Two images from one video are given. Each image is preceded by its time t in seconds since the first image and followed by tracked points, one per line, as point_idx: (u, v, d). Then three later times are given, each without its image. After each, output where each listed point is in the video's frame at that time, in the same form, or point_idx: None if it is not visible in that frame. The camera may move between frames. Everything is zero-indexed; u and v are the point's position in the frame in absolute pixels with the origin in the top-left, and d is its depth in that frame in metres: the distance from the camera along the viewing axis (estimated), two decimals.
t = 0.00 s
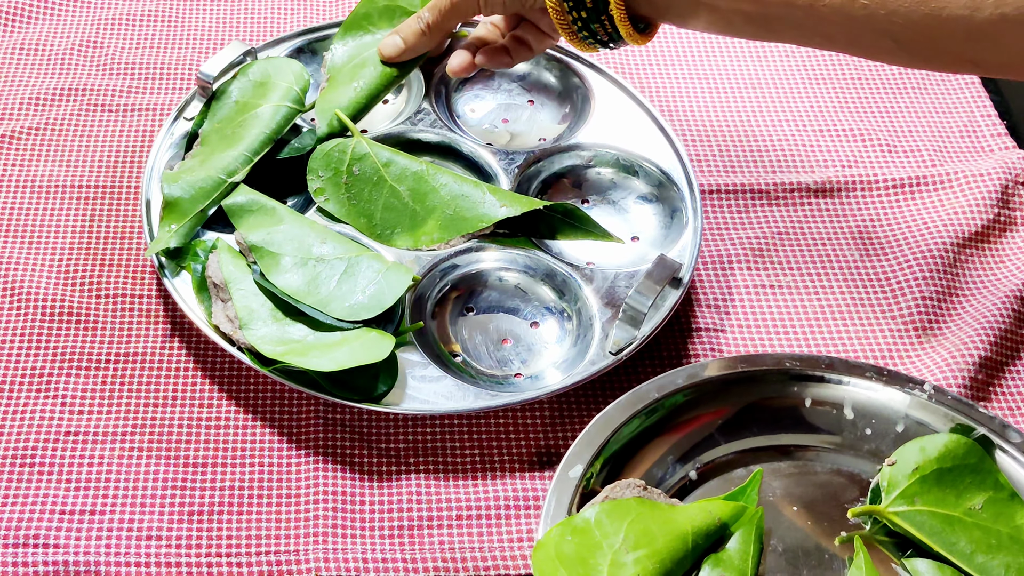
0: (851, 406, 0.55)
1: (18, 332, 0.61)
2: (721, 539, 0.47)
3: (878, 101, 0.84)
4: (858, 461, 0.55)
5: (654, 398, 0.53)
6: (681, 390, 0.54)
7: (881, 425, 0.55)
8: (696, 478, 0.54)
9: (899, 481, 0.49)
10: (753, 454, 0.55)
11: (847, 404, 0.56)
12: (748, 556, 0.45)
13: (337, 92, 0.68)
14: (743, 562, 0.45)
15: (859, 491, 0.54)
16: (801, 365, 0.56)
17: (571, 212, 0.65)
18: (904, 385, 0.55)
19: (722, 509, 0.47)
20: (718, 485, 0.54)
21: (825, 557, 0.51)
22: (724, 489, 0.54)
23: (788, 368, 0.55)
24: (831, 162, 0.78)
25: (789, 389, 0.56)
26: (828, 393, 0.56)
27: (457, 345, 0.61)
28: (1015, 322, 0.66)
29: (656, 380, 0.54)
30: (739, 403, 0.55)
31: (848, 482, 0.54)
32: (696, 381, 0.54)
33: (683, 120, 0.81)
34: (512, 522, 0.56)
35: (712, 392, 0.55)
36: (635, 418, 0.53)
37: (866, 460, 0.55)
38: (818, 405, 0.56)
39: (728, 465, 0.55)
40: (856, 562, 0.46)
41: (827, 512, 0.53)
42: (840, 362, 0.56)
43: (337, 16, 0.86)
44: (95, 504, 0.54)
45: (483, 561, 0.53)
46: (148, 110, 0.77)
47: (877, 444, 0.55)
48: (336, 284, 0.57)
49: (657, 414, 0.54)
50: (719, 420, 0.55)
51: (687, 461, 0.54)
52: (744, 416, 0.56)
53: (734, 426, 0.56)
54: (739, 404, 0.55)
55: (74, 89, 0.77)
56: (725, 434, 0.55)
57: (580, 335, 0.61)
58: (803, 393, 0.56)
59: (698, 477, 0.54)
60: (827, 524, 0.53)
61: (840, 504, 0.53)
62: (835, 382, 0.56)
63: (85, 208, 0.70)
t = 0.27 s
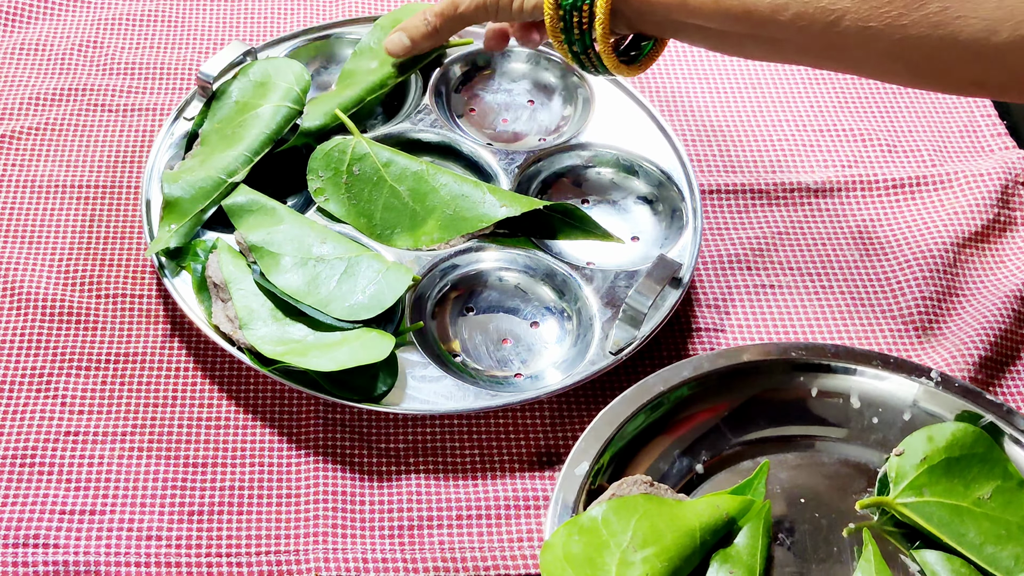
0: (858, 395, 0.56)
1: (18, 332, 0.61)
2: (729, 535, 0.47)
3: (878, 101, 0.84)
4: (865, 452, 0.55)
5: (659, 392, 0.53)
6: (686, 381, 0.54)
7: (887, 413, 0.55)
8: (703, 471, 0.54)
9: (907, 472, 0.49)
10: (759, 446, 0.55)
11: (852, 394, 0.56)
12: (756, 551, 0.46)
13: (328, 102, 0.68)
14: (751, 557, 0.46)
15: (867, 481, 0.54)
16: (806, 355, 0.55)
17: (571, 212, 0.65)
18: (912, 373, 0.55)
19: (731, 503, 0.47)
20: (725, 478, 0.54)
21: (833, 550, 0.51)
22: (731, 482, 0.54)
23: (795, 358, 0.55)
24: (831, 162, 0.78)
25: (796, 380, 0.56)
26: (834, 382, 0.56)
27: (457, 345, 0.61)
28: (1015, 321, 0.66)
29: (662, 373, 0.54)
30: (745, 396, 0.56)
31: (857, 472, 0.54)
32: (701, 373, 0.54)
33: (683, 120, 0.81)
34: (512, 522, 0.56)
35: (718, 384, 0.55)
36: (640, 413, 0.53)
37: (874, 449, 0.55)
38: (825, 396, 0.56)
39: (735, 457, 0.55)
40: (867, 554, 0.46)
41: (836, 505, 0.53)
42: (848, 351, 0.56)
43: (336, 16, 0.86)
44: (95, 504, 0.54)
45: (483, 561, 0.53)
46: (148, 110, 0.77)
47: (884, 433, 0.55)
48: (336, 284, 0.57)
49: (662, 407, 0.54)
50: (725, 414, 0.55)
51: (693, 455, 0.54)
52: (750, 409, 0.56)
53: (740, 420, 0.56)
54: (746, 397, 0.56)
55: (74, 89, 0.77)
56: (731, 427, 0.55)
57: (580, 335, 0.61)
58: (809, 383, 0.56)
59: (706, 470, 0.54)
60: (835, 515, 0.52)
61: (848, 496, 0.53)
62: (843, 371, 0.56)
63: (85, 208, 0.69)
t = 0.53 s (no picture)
0: (861, 406, 0.55)
1: (18, 332, 0.61)
2: (731, 541, 0.46)
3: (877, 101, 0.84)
4: (866, 462, 0.55)
5: (665, 396, 0.53)
6: (693, 389, 0.54)
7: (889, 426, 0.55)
8: (706, 477, 0.54)
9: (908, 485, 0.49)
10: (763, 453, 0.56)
11: (856, 405, 0.55)
12: (758, 557, 0.45)
13: (328, 103, 0.68)
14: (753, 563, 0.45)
15: (868, 493, 0.55)
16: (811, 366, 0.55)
17: (571, 212, 0.65)
18: (917, 390, 0.54)
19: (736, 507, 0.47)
20: (728, 484, 0.54)
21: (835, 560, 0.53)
22: (733, 489, 0.54)
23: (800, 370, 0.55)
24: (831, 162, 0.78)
25: (803, 391, 0.55)
26: (840, 395, 0.55)
27: (457, 345, 0.61)
28: (1017, 322, 0.66)
29: (667, 378, 0.54)
30: (752, 404, 0.55)
31: (858, 483, 0.55)
32: (708, 381, 0.54)
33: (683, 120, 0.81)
34: (512, 522, 0.56)
35: (725, 391, 0.55)
36: (645, 420, 0.53)
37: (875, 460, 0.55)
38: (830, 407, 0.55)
39: (737, 464, 0.55)
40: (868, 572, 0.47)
41: (837, 515, 0.54)
42: (852, 363, 0.55)
43: (336, 16, 0.86)
44: (95, 504, 0.54)
45: (483, 560, 0.54)
46: (148, 110, 0.77)
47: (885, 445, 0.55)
48: (337, 284, 0.57)
49: (669, 413, 0.53)
50: (730, 421, 0.55)
51: (697, 461, 0.54)
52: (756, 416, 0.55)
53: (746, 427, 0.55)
54: (752, 404, 0.55)
55: (74, 89, 0.77)
56: (736, 435, 0.55)
57: (580, 335, 0.61)
58: (814, 395, 0.55)
59: (708, 476, 0.55)
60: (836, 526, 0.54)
61: (849, 506, 0.54)
62: (847, 382, 0.55)
63: (84, 208, 0.69)
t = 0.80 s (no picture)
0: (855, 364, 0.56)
1: (18, 332, 0.61)
2: (720, 490, 0.47)
3: (877, 101, 0.84)
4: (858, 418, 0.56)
5: (660, 344, 0.55)
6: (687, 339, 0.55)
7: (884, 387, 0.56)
8: (697, 426, 0.55)
9: (901, 439, 0.45)
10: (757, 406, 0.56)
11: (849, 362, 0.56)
12: (748, 504, 0.45)
13: (329, 102, 0.68)
14: (743, 510, 0.45)
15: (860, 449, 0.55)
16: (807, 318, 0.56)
17: (571, 212, 0.64)
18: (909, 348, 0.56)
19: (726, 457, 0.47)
20: (721, 434, 0.55)
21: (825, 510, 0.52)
22: (725, 437, 0.55)
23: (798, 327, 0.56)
24: (831, 162, 0.78)
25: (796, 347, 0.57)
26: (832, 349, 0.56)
27: (457, 345, 0.61)
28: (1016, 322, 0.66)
29: (664, 328, 0.55)
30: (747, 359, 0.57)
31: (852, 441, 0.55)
32: (703, 333, 0.56)
33: (683, 120, 0.81)
34: (512, 522, 0.56)
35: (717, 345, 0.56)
36: (639, 367, 0.54)
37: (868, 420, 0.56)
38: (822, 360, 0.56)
39: (730, 416, 0.56)
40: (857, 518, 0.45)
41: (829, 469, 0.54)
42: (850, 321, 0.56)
43: (336, 16, 0.86)
44: (95, 504, 0.54)
45: (483, 561, 0.54)
46: (148, 110, 0.77)
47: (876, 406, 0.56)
48: (337, 284, 0.57)
49: (661, 361, 0.55)
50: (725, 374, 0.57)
51: (689, 412, 0.56)
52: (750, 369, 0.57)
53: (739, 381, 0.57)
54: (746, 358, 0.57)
55: (74, 89, 0.77)
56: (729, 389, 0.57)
57: (580, 335, 0.61)
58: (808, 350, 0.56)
59: (700, 427, 0.55)
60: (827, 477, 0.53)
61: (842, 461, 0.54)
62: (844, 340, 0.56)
63: (84, 208, 0.69)
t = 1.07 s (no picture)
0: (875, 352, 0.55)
1: (18, 332, 0.62)
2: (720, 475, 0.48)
3: (878, 101, 0.84)
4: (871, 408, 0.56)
5: (671, 325, 0.53)
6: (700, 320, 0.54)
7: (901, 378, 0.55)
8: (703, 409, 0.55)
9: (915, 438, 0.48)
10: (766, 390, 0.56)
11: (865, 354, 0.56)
12: (745, 492, 0.46)
13: (328, 102, 0.68)
14: (739, 497, 0.46)
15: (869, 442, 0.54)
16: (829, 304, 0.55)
17: (571, 212, 0.64)
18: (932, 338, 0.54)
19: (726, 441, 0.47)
20: (725, 418, 0.55)
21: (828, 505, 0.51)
22: (730, 423, 0.55)
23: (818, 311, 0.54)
24: (831, 162, 0.78)
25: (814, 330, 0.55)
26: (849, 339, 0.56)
27: (457, 345, 0.61)
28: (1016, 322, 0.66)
29: (677, 307, 0.54)
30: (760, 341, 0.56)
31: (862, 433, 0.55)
32: (717, 314, 0.54)
33: (683, 120, 0.81)
34: (512, 522, 0.56)
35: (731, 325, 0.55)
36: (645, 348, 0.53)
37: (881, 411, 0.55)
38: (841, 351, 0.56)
39: (736, 401, 0.56)
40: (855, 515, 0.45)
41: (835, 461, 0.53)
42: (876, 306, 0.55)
43: (336, 16, 0.86)
44: (95, 504, 0.54)
45: (482, 561, 0.54)
46: (148, 110, 0.77)
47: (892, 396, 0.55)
48: (336, 284, 0.57)
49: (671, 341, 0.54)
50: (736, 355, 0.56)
51: (696, 393, 0.56)
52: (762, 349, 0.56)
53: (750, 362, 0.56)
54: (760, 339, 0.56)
55: (74, 89, 0.77)
56: (739, 370, 0.56)
57: (580, 335, 0.61)
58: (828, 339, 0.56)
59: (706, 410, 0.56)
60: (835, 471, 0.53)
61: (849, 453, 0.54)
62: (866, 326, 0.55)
63: (84, 208, 0.69)
